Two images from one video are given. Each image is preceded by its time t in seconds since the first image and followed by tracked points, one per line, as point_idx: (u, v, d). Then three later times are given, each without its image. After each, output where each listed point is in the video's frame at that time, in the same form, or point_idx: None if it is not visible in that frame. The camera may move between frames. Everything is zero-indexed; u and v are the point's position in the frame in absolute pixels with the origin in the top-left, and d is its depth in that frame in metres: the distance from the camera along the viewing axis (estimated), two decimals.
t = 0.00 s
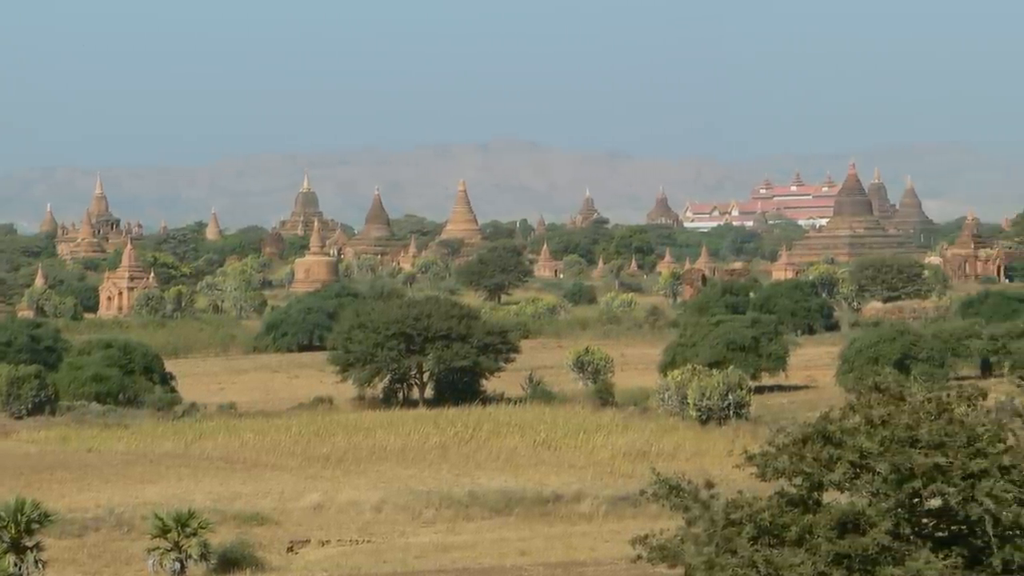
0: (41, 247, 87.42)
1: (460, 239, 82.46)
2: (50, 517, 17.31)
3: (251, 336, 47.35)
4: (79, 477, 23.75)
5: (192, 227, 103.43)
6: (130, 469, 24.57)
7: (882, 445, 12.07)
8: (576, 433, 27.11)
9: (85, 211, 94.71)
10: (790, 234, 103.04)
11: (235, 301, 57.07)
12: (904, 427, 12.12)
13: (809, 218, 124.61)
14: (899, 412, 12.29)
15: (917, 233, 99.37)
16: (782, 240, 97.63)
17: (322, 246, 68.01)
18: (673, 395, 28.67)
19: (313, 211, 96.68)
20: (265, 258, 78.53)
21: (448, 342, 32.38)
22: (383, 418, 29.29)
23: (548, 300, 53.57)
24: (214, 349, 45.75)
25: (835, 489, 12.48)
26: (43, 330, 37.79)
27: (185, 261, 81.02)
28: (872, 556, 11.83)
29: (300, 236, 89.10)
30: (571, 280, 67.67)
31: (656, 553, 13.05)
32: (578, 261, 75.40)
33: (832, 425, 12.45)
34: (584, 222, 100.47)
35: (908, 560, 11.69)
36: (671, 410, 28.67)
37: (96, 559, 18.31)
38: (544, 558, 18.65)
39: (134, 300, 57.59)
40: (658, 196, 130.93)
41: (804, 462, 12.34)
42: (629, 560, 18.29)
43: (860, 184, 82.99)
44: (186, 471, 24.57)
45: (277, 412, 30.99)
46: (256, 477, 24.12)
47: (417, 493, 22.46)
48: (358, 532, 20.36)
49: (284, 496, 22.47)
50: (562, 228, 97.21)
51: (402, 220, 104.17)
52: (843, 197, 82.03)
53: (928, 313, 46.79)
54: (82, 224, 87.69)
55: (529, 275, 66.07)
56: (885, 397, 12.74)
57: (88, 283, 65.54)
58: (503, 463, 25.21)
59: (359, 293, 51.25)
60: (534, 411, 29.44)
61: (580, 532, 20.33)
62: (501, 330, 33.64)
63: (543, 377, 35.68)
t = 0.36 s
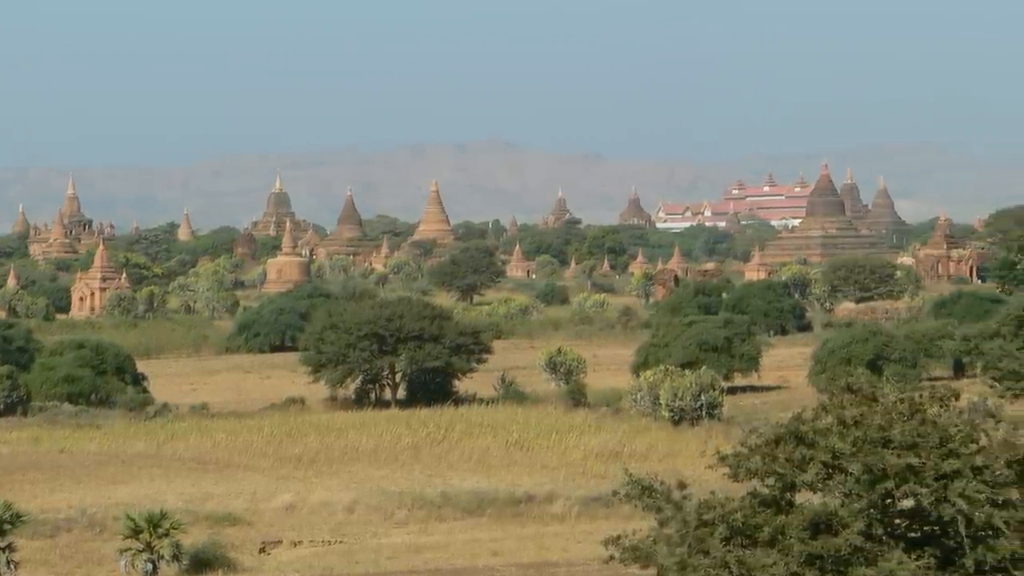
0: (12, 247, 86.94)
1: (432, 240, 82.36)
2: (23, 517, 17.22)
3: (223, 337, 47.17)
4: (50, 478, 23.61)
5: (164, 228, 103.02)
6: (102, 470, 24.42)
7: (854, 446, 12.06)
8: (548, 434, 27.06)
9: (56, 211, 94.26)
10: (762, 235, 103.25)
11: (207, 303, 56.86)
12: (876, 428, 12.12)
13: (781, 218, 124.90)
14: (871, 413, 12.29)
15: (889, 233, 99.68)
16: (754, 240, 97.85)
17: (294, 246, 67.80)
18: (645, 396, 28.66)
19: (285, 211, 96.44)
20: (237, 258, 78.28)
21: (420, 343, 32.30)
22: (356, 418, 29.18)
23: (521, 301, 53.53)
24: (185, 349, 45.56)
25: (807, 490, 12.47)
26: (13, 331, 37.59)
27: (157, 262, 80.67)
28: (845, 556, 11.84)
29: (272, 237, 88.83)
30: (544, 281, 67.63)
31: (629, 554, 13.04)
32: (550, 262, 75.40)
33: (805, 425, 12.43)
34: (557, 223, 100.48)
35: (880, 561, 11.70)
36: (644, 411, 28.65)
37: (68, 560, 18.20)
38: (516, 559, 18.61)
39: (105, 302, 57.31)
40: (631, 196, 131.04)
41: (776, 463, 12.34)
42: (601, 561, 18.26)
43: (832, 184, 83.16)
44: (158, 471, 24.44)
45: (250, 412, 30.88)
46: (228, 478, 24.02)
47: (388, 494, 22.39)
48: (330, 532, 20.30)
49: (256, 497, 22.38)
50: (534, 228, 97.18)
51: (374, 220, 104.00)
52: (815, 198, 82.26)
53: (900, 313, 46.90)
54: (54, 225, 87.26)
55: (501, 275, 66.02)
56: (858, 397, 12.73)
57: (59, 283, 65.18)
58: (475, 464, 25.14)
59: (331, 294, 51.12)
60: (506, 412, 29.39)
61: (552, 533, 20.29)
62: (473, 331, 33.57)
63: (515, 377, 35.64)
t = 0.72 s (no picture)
0: None
1: (404, 240, 82.20)
2: None
3: (196, 338, 46.96)
4: (22, 479, 23.44)
5: (135, 228, 102.58)
6: (74, 471, 24.26)
7: (827, 447, 12.03)
8: (520, 434, 27.00)
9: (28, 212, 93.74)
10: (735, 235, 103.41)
11: (179, 304, 56.61)
12: (848, 428, 12.09)
13: (754, 219, 125.14)
14: (844, 413, 12.24)
15: (861, 234, 99.96)
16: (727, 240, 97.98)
17: (267, 247, 67.55)
18: (617, 396, 28.65)
19: (257, 212, 96.14)
20: (209, 259, 77.96)
21: (392, 344, 32.21)
22: (329, 419, 29.08)
23: (495, 302, 53.48)
24: (157, 350, 45.34)
25: (780, 491, 12.47)
26: None
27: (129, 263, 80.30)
28: (817, 557, 11.82)
29: (244, 238, 88.51)
30: (516, 282, 67.55)
31: (603, 555, 13.02)
32: (522, 263, 75.36)
33: (777, 425, 12.41)
34: (530, 223, 100.44)
35: (852, 562, 11.68)
36: (616, 412, 28.63)
37: (40, 560, 18.06)
38: (489, 559, 18.56)
39: (77, 303, 57.00)
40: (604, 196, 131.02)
41: (748, 464, 12.32)
42: (573, 561, 18.22)
43: (805, 185, 83.33)
44: (130, 472, 24.30)
45: (222, 413, 30.75)
46: (201, 479, 23.90)
47: (361, 495, 22.32)
48: (302, 533, 20.23)
49: (228, 497, 22.27)
50: (506, 229, 97.12)
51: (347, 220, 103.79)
52: (788, 198, 82.40)
53: (873, 314, 46.98)
54: (25, 225, 86.76)
55: (474, 276, 65.92)
56: (830, 398, 12.70)
57: (31, 284, 64.80)
58: (448, 464, 25.08)
59: (303, 295, 50.95)
60: (479, 413, 29.33)
61: (524, 534, 20.25)
62: (446, 332, 33.49)
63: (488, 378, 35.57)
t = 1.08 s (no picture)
0: None
1: (376, 241, 82.05)
2: None
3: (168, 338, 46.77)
4: None
5: (107, 229, 102.14)
6: (47, 472, 24.13)
7: (799, 447, 12.03)
8: (493, 435, 26.97)
9: None
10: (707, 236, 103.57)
11: (151, 304, 56.38)
12: (821, 429, 12.10)
13: (727, 219, 125.32)
14: (817, 414, 12.24)
15: (833, 235, 100.20)
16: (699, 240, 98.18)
17: (239, 248, 67.31)
18: (590, 397, 28.64)
19: (230, 213, 95.84)
20: (181, 260, 77.65)
21: (364, 345, 32.13)
22: (300, 420, 28.99)
23: (468, 303, 53.45)
24: (129, 351, 45.14)
25: (752, 492, 12.46)
26: None
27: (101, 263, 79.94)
28: (789, 558, 11.81)
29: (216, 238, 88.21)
30: (489, 282, 67.49)
31: (575, 555, 13.00)
32: (494, 263, 75.32)
33: (749, 426, 12.40)
34: (502, 224, 100.39)
35: (824, 563, 11.68)
36: (588, 412, 28.62)
37: (11, 561, 17.94)
38: (462, 560, 18.52)
39: (48, 304, 56.70)
40: (576, 196, 131.07)
41: (721, 465, 12.30)
42: (546, 562, 18.17)
43: (777, 185, 83.49)
44: (102, 473, 24.17)
45: (195, 414, 30.63)
46: (173, 479, 23.80)
47: (333, 495, 22.25)
48: (274, 533, 20.15)
49: (201, 498, 22.17)
50: (479, 230, 97.06)
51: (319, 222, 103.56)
52: (760, 198, 82.55)
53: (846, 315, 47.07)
54: None
55: (447, 277, 65.83)
56: (802, 398, 12.70)
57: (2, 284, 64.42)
58: (420, 465, 25.03)
59: (276, 296, 50.80)
60: (451, 413, 29.29)
61: (496, 534, 20.21)
62: (418, 332, 33.42)
63: (461, 379, 35.53)
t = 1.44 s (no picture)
0: None
1: (349, 241, 81.89)
2: None
3: (140, 339, 46.58)
4: None
5: (78, 229, 101.68)
6: (19, 472, 23.98)
7: (771, 448, 12.02)
8: (465, 436, 26.92)
9: None
10: (679, 237, 103.71)
11: (123, 305, 56.15)
12: (793, 429, 12.08)
13: (699, 220, 125.46)
14: (789, 414, 12.21)
15: (804, 236, 100.40)
16: (672, 241, 98.33)
17: (211, 248, 67.07)
18: (562, 397, 28.60)
19: (202, 214, 95.52)
20: (153, 260, 77.36)
21: (337, 345, 32.02)
22: (272, 420, 28.89)
23: (441, 304, 53.39)
24: (102, 351, 44.92)
25: (725, 492, 12.42)
26: None
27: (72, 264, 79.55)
28: (762, 558, 11.79)
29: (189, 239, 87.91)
30: (462, 283, 67.46)
31: (547, 556, 12.95)
32: (467, 264, 75.27)
33: (722, 427, 12.37)
34: (474, 224, 100.33)
35: (797, 563, 11.66)
36: (561, 412, 28.57)
37: None
38: (435, 561, 18.46)
39: (20, 304, 56.41)
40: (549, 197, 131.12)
41: (694, 465, 12.26)
42: (518, 563, 18.12)
43: (749, 186, 83.62)
44: (75, 473, 24.03)
45: (167, 414, 30.50)
46: (146, 480, 23.67)
47: (306, 496, 22.15)
48: (246, 534, 20.04)
49: (173, 499, 22.05)
50: (451, 230, 96.99)
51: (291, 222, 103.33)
52: (733, 198, 82.68)
53: (817, 315, 47.15)
54: None
55: (420, 277, 65.74)
56: (775, 398, 12.68)
57: None
58: (392, 466, 24.96)
59: (248, 296, 50.69)
60: (424, 414, 29.22)
61: (469, 535, 20.15)
62: (390, 333, 33.33)
63: (434, 379, 35.47)
